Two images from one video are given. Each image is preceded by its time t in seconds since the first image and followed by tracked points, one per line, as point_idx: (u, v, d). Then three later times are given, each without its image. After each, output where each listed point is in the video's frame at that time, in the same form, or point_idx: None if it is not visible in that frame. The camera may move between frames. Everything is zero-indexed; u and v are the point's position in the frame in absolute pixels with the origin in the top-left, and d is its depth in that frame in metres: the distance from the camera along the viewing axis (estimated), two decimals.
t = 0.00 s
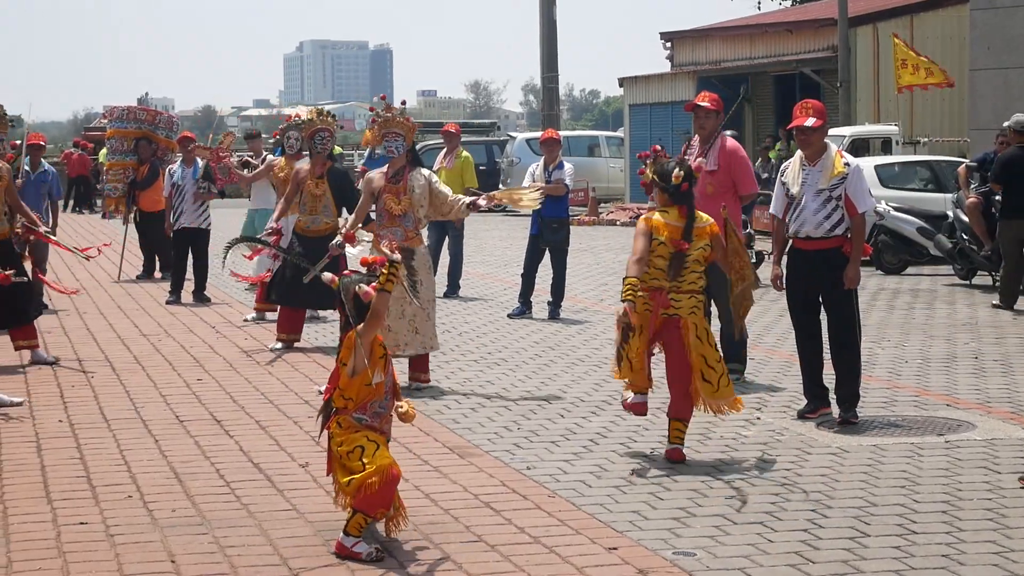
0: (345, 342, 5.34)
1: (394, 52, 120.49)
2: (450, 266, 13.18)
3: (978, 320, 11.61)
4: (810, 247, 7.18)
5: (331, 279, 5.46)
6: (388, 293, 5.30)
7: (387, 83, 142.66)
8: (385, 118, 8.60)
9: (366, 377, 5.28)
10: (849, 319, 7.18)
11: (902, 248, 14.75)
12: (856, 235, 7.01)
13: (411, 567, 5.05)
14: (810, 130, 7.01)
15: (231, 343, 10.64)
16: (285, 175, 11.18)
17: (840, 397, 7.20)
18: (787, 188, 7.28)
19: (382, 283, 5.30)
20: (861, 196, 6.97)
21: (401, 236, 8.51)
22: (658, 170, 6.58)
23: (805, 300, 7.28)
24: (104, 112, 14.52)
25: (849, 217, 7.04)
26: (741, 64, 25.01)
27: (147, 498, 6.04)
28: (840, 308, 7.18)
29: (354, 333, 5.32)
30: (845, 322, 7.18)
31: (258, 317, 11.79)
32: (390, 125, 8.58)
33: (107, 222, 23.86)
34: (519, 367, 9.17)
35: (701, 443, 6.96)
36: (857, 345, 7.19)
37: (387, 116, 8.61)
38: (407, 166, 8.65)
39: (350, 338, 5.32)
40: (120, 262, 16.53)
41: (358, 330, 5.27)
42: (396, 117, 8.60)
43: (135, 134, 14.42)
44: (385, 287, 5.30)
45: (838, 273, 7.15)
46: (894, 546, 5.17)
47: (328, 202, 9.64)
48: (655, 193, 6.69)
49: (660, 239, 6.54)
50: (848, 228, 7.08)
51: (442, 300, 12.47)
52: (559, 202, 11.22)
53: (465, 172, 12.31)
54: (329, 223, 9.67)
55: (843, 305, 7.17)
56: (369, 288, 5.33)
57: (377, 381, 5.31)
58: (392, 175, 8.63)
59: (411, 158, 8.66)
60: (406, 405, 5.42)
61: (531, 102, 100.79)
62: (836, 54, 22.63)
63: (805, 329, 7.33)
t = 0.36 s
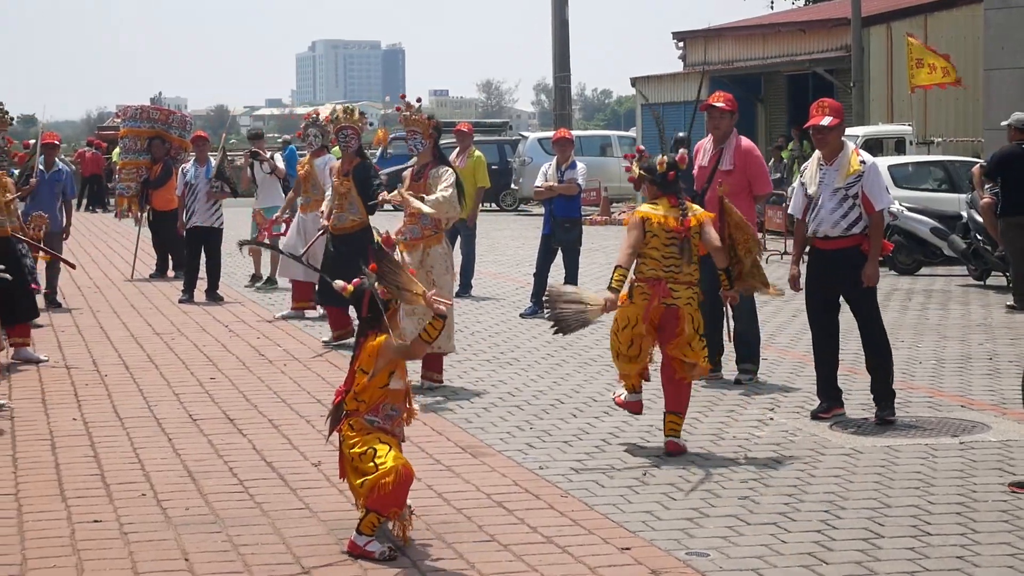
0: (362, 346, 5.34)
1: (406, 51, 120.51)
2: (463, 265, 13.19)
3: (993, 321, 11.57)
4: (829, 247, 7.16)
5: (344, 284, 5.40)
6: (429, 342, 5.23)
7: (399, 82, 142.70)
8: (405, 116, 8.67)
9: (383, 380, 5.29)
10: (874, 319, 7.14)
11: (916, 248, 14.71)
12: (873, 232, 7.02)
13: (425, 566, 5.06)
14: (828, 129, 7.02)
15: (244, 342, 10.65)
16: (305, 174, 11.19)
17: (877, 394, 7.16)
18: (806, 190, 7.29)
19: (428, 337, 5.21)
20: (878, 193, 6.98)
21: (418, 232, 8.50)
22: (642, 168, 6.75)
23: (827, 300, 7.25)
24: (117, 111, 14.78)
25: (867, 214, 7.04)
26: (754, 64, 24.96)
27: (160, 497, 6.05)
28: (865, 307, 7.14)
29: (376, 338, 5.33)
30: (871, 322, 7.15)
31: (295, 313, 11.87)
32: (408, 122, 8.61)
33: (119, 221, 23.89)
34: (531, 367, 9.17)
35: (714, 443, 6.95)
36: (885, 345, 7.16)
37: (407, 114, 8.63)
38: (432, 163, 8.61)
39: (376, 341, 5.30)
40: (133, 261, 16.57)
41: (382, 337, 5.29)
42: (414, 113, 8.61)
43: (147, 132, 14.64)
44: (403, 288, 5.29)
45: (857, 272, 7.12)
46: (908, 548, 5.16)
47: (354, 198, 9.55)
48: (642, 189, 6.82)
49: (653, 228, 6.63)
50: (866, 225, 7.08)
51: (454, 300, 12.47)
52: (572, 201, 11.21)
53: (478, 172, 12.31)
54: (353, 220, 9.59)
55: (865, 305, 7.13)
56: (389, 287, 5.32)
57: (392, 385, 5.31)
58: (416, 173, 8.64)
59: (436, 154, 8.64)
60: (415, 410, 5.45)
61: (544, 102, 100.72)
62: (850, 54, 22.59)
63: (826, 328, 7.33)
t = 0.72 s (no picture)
0: (402, 356, 5.37)
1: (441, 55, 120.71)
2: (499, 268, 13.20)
3: None
4: (883, 252, 7.17)
5: (379, 293, 5.35)
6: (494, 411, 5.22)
7: (434, 85, 143.02)
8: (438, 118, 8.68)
9: (425, 391, 5.32)
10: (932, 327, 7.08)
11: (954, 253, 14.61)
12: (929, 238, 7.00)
13: (461, 569, 5.07)
14: (886, 134, 7.03)
15: (280, 345, 10.72)
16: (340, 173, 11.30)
17: (941, 404, 7.08)
18: (865, 195, 7.32)
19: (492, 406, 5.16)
20: (934, 200, 6.93)
21: (450, 235, 8.56)
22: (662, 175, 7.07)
23: (876, 306, 7.27)
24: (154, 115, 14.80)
25: (923, 220, 7.04)
26: (791, 68, 24.85)
27: (197, 499, 6.10)
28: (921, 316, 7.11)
29: (421, 350, 5.37)
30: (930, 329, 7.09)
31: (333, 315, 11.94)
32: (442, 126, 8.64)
33: (157, 224, 24.09)
34: (567, 370, 9.17)
35: (750, 448, 6.92)
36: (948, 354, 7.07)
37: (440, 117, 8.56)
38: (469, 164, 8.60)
39: (424, 354, 5.35)
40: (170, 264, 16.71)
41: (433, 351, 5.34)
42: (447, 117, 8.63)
43: (185, 135, 14.65)
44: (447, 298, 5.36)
45: (914, 278, 7.10)
46: (945, 553, 5.12)
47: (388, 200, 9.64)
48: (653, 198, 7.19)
49: (674, 241, 7.05)
50: (922, 232, 7.08)
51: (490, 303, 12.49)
52: (609, 205, 11.21)
53: (515, 176, 12.34)
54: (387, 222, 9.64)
55: (920, 313, 7.10)
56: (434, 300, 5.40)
57: (430, 396, 5.33)
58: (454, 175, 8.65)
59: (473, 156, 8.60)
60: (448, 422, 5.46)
61: (579, 106, 100.65)
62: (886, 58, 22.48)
63: (875, 334, 7.33)
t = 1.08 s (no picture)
0: (427, 354, 5.41)
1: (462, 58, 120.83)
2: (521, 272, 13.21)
3: None
4: (936, 257, 7.09)
5: (413, 289, 5.45)
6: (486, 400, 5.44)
7: (455, 89, 143.23)
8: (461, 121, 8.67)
9: (445, 392, 5.35)
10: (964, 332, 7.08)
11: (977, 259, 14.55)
12: (983, 246, 6.93)
13: (481, 573, 5.09)
14: (943, 139, 6.97)
15: (302, 349, 10.76)
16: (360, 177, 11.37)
17: (968, 406, 7.09)
18: (918, 200, 7.23)
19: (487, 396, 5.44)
20: (989, 209, 6.85)
21: (469, 238, 8.59)
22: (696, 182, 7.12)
23: (928, 309, 7.20)
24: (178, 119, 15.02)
25: (977, 229, 6.94)
26: (814, 72, 24.76)
27: (218, 503, 6.13)
28: (963, 320, 7.09)
29: (443, 348, 5.39)
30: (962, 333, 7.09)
31: (354, 318, 11.97)
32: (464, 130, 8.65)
33: (180, 227, 24.21)
34: (588, 375, 9.18)
35: (772, 453, 6.91)
36: (981, 357, 7.06)
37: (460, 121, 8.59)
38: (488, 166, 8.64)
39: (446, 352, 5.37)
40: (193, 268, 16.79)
41: (455, 349, 5.38)
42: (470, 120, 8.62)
43: (207, 139, 14.71)
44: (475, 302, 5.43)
45: (966, 286, 7.03)
46: (967, 558, 5.11)
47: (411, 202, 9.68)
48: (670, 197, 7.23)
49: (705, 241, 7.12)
50: (976, 240, 6.99)
51: (512, 307, 12.51)
52: (631, 209, 11.21)
53: (537, 180, 12.34)
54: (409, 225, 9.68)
55: (964, 318, 7.07)
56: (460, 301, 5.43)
57: (453, 394, 5.37)
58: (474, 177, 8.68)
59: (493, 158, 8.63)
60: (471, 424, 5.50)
61: (601, 110, 100.58)
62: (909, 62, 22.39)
63: (914, 336, 7.29)
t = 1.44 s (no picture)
0: (435, 348, 5.42)
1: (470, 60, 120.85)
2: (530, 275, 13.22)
3: None
4: (954, 259, 7.06)
5: (423, 283, 5.46)
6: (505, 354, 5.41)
7: (463, 92, 143.31)
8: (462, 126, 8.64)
9: (454, 384, 5.35)
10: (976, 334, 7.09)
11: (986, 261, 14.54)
12: (1002, 250, 6.89)
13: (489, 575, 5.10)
14: (964, 143, 6.91)
15: (310, 351, 10.77)
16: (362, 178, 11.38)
17: (976, 409, 7.13)
18: (940, 202, 7.18)
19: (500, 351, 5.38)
20: (1010, 213, 6.79)
21: (477, 243, 8.59)
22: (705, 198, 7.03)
23: (944, 310, 7.17)
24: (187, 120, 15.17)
25: (997, 233, 6.89)
26: (823, 75, 24.74)
27: (226, 505, 6.14)
28: (977, 322, 7.10)
29: (450, 339, 5.39)
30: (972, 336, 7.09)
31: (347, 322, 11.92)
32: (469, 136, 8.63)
33: (188, 229, 24.27)
34: (596, 377, 9.18)
35: (781, 455, 6.91)
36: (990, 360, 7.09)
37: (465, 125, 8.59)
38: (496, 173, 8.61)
39: (450, 344, 5.37)
40: (202, 270, 16.83)
41: (458, 338, 5.35)
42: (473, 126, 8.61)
43: (217, 141, 14.86)
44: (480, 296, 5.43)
45: (987, 290, 7.01)
46: (975, 561, 5.11)
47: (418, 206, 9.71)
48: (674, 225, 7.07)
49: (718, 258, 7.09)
50: (995, 243, 6.93)
51: (520, 310, 12.52)
52: (640, 212, 11.22)
53: (546, 182, 12.33)
54: (416, 229, 9.68)
55: (978, 321, 7.08)
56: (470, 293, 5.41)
57: (462, 387, 5.37)
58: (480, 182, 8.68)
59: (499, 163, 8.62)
60: (482, 419, 5.50)
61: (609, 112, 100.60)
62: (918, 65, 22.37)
63: (928, 339, 7.27)
